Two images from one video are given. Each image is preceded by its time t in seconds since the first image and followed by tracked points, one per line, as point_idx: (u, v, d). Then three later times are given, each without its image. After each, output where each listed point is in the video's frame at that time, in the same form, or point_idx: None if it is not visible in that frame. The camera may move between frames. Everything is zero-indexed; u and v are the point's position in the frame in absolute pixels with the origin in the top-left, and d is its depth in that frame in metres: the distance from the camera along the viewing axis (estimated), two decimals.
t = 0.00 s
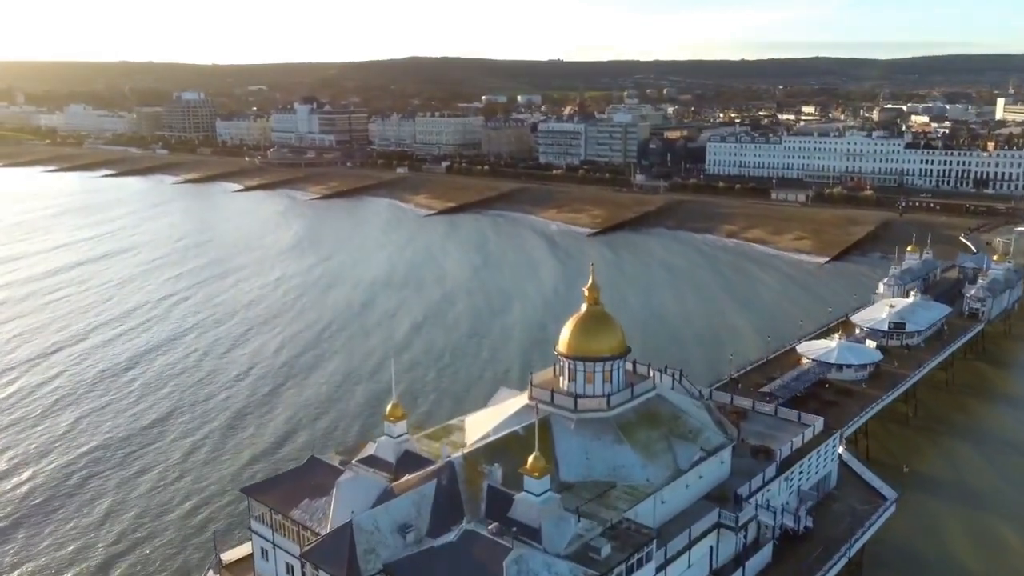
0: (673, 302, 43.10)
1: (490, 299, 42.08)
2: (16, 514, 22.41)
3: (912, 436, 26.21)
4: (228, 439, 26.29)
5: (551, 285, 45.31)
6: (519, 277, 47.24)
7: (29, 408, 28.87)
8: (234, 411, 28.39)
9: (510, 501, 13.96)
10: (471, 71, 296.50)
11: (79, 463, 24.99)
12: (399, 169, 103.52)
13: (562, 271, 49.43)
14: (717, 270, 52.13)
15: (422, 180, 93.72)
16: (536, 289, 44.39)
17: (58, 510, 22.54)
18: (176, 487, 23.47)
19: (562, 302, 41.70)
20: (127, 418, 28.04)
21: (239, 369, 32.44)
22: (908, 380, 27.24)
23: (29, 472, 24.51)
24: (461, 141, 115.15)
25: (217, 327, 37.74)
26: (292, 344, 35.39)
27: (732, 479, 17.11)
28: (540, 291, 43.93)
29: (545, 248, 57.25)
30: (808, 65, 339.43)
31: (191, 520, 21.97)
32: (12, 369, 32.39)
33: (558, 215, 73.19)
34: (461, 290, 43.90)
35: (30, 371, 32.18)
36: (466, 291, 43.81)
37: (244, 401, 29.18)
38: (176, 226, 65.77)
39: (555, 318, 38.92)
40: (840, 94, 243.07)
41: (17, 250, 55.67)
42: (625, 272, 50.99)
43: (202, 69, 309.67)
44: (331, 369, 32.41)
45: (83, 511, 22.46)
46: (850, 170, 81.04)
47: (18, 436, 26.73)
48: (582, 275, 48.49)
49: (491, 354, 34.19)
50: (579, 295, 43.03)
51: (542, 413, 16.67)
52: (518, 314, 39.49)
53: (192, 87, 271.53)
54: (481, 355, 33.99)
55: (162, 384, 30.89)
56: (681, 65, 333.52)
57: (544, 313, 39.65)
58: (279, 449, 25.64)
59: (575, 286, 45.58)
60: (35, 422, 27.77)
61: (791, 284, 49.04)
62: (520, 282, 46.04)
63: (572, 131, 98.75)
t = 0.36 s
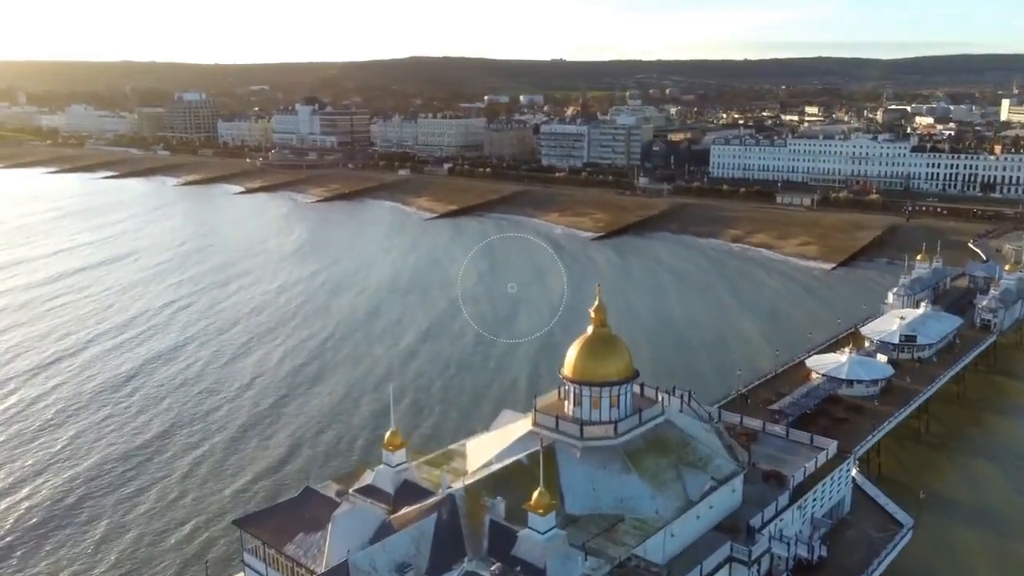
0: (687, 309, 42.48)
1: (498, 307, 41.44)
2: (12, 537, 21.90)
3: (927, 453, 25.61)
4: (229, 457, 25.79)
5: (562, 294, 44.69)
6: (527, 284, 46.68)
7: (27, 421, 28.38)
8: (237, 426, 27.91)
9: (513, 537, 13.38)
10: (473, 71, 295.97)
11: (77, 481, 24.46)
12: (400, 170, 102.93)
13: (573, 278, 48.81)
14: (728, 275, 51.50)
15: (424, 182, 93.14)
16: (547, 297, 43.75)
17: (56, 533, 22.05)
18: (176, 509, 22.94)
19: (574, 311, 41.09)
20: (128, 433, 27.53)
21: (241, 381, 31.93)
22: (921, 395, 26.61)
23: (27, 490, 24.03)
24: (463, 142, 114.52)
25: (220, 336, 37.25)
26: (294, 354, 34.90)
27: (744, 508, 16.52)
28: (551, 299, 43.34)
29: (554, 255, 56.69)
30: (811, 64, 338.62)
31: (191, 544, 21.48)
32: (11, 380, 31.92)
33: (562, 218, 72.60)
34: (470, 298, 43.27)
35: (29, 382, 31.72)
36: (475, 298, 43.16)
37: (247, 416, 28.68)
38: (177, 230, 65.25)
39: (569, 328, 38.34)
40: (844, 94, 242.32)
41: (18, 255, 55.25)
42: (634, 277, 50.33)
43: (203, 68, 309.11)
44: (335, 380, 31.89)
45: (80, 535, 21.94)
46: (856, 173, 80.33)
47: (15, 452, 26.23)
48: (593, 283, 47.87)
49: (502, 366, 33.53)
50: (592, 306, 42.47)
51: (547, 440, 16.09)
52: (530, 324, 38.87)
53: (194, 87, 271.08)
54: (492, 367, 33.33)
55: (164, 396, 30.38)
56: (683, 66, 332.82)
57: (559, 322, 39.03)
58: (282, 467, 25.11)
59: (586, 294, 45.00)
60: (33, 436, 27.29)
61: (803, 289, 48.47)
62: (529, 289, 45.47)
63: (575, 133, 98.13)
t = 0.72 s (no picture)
0: (698, 316, 41.91)
1: (504, 315, 41.00)
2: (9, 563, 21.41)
3: (943, 471, 24.91)
4: (232, 477, 25.26)
5: (569, 301, 44.11)
6: (534, 291, 46.09)
7: (25, 437, 27.85)
8: (239, 442, 27.36)
9: None
10: (477, 70, 295.19)
11: (75, 502, 23.92)
12: (403, 173, 102.26)
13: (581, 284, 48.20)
14: (740, 281, 50.78)
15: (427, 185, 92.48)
16: (554, 304, 43.24)
17: (55, 558, 21.56)
18: (177, 534, 22.43)
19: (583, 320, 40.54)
20: (128, 450, 26.99)
21: (244, 393, 31.37)
22: (935, 412, 25.92)
23: (25, 512, 23.51)
24: (465, 144, 113.82)
25: (222, 345, 36.68)
26: (297, 364, 34.31)
27: (756, 540, 15.88)
28: (559, 306, 42.80)
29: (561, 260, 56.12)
30: (815, 64, 337.17)
31: (191, 570, 20.98)
32: (10, 393, 31.39)
33: (565, 221, 71.94)
34: (475, 305, 42.78)
35: (29, 395, 31.20)
36: (480, 305, 42.69)
37: (250, 431, 28.12)
38: (178, 234, 64.75)
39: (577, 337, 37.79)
40: (847, 94, 241.25)
41: (19, 260, 54.74)
42: (644, 282, 49.63)
43: (206, 68, 308.43)
44: (340, 393, 31.29)
45: (79, 560, 21.46)
46: (862, 177, 79.54)
47: (12, 469, 25.69)
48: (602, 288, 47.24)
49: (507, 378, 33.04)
50: (600, 313, 41.85)
51: (552, 469, 15.48)
52: (537, 333, 38.37)
53: (196, 87, 270.38)
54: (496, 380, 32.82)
55: (165, 409, 29.83)
56: (686, 66, 331.89)
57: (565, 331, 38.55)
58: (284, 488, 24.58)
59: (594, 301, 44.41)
60: (31, 454, 26.76)
61: (817, 295, 47.64)
62: (535, 296, 44.90)
63: (578, 135, 97.43)
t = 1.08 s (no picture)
0: (711, 323, 41.49)
1: (515, 322, 40.66)
2: None
3: (958, 488, 24.31)
4: (234, 494, 24.78)
5: (579, 308, 43.62)
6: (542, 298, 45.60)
7: (24, 451, 27.38)
8: (242, 457, 26.89)
9: None
10: (479, 70, 294.75)
11: (76, 520, 23.50)
12: (405, 175, 101.81)
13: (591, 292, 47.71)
14: (751, 286, 50.27)
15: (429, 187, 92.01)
16: (564, 312, 42.77)
17: None
18: (179, 555, 22.01)
19: (595, 328, 40.08)
20: (128, 466, 26.51)
21: (248, 404, 30.91)
22: (949, 428, 25.35)
23: (23, 531, 23.05)
24: (467, 146, 113.36)
25: (225, 354, 36.22)
26: (301, 374, 33.82)
27: (768, 571, 15.38)
28: (570, 314, 42.40)
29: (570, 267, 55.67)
30: (818, 64, 336.06)
31: None
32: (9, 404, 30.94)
33: (568, 225, 71.45)
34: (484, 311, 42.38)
35: (28, 406, 30.73)
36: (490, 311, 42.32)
37: (252, 446, 27.65)
38: (179, 238, 64.33)
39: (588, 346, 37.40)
40: (849, 94, 240.51)
41: (20, 265, 54.29)
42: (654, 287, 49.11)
43: (208, 68, 308.04)
44: (342, 405, 30.86)
45: None
46: (867, 180, 78.91)
47: (12, 486, 25.26)
48: (612, 294, 46.73)
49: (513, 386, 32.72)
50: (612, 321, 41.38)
51: (558, 498, 15.00)
52: (546, 341, 38.03)
53: (198, 87, 269.99)
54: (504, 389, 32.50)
55: (166, 423, 29.34)
56: (689, 66, 331.18)
57: (578, 340, 38.17)
58: (287, 506, 24.15)
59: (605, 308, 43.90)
60: (30, 469, 26.29)
61: (830, 302, 47.03)
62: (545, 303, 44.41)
63: (581, 137, 96.95)
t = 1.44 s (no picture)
0: (714, 325, 41.48)
1: (517, 324, 40.68)
2: None
3: (975, 507, 23.64)
4: (236, 512, 24.24)
5: (580, 309, 43.68)
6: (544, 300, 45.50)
7: (23, 466, 26.84)
8: (244, 472, 26.36)
9: None
10: (481, 70, 294.14)
11: (74, 541, 22.97)
12: (406, 177, 101.27)
13: (593, 292, 47.68)
14: (758, 290, 49.90)
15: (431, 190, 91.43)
16: (565, 313, 42.86)
17: None
18: None
19: (596, 328, 40.19)
20: (129, 481, 25.99)
21: (251, 416, 30.37)
22: (964, 445, 24.69)
23: (21, 552, 22.53)
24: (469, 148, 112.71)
25: (228, 363, 35.68)
26: (305, 384, 33.30)
27: None
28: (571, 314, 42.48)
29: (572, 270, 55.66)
30: (821, 65, 334.95)
31: None
32: (8, 416, 30.44)
33: (571, 228, 70.85)
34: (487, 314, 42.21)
35: (27, 418, 30.23)
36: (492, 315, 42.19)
37: (255, 461, 27.13)
38: (180, 243, 63.80)
39: (589, 347, 37.53)
40: (851, 95, 239.68)
41: (20, 271, 53.80)
42: (658, 291, 48.75)
43: (210, 68, 307.53)
44: (347, 417, 30.32)
45: None
46: (873, 184, 78.15)
47: (9, 503, 24.71)
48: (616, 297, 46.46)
49: (516, 389, 32.74)
50: (613, 322, 41.42)
51: (564, 530, 14.47)
52: (547, 342, 38.17)
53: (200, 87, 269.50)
54: (508, 393, 32.51)
55: (167, 435, 28.82)
56: (691, 66, 330.34)
57: (579, 342, 38.28)
58: (290, 526, 23.62)
59: (606, 309, 44.02)
60: (28, 485, 25.74)
61: (838, 307, 46.44)
62: (546, 304, 44.41)
63: (584, 139, 96.35)
